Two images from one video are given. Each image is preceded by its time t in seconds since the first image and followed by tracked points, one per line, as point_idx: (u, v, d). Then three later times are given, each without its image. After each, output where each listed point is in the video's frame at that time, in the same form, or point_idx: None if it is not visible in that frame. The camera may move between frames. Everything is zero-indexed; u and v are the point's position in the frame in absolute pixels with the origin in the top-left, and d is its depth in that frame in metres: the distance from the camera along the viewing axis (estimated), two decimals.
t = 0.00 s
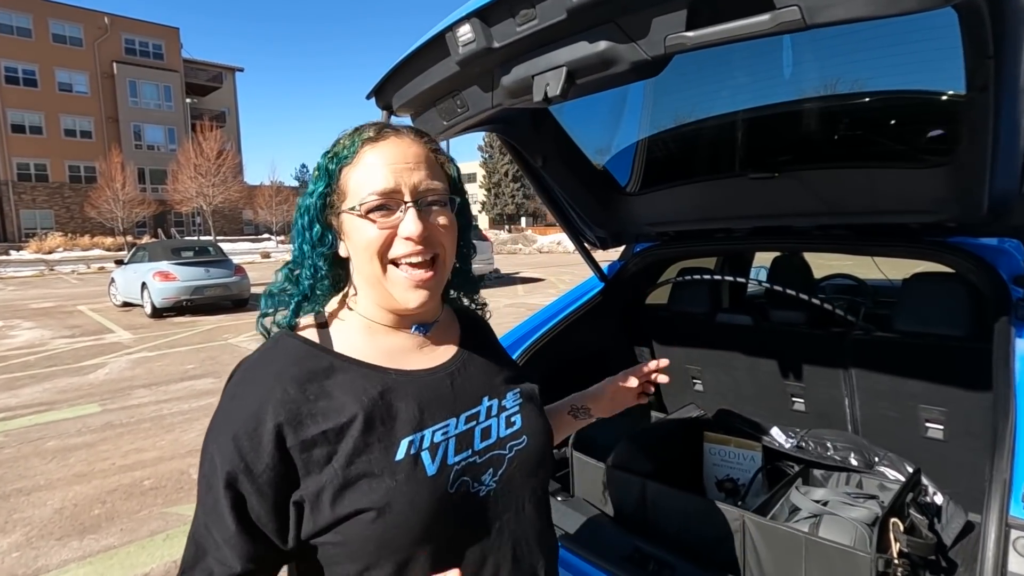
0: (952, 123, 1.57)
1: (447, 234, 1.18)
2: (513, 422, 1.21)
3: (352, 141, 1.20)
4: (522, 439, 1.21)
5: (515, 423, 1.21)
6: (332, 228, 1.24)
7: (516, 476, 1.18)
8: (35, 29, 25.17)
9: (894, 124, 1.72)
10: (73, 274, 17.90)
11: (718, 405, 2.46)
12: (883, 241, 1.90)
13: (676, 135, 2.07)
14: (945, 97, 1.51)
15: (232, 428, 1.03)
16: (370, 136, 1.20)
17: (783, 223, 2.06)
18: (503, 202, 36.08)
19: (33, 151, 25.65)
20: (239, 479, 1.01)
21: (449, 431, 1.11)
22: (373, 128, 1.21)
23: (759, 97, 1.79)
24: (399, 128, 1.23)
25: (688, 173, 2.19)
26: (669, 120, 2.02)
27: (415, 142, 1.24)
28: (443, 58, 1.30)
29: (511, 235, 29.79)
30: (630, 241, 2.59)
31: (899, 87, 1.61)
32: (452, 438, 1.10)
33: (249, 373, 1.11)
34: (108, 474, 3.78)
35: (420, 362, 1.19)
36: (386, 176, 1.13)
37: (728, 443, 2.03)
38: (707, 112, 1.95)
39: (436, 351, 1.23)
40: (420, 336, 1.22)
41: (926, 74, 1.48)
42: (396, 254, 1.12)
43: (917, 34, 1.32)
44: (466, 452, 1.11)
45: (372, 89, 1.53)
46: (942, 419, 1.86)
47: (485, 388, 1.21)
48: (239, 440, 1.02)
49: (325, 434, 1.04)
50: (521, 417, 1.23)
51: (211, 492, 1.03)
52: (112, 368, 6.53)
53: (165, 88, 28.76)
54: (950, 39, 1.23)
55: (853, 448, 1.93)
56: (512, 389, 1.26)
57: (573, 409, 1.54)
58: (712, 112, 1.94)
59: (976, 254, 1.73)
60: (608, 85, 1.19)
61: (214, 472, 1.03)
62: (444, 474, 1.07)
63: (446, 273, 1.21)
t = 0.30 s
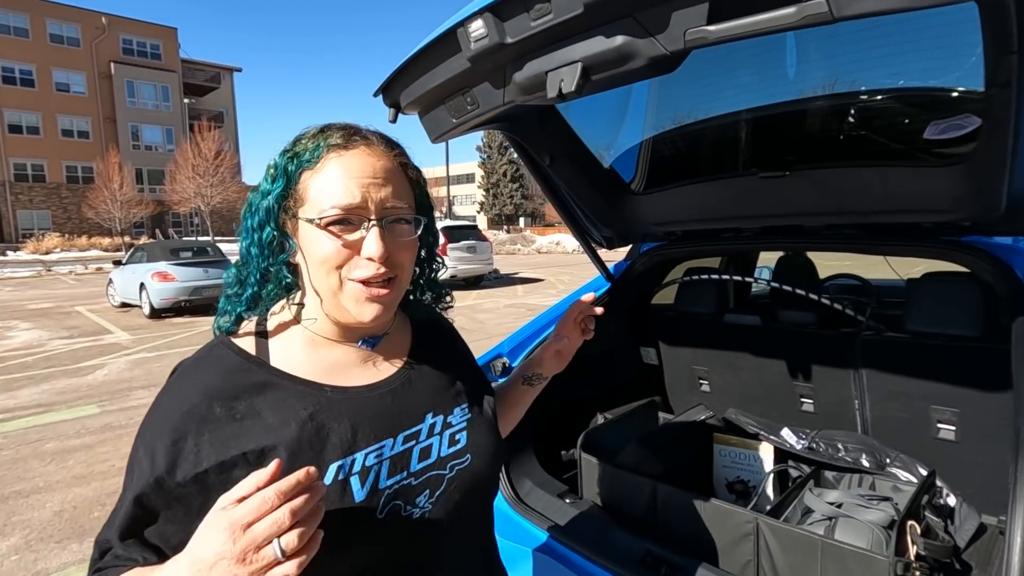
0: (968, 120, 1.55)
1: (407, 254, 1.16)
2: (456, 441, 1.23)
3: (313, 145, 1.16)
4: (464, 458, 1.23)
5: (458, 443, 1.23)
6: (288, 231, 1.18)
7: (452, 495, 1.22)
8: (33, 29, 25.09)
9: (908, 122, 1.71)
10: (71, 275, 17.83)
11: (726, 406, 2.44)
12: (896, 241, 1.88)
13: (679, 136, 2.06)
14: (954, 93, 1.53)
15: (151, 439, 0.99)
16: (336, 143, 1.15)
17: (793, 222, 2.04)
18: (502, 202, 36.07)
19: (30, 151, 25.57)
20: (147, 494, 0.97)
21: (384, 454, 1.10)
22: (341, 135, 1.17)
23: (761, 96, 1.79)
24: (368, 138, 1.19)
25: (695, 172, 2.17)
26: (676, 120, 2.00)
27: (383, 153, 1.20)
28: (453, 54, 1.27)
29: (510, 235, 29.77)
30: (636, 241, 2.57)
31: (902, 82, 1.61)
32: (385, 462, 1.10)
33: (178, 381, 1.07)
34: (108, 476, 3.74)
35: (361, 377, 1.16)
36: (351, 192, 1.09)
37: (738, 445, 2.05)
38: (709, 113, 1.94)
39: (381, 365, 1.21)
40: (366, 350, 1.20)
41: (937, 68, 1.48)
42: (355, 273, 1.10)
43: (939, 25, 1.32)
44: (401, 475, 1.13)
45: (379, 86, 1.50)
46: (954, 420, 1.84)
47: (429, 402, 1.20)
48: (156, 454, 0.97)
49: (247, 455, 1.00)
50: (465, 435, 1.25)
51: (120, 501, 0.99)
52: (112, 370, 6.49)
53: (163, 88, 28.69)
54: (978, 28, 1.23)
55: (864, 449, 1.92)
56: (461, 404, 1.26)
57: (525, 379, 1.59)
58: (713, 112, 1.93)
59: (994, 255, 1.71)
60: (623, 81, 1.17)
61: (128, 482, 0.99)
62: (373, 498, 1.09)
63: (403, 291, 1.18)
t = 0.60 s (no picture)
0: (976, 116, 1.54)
1: (342, 233, 1.10)
2: (432, 440, 1.18)
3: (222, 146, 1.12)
4: (440, 456, 1.18)
5: (435, 441, 1.18)
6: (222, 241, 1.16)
7: (427, 494, 1.16)
8: (29, 29, 24.96)
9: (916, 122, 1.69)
10: (67, 275, 17.74)
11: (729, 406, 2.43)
12: (902, 241, 1.89)
13: (680, 134, 2.04)
14: (960, 90, 1.52)
15: (126, 452, 0.96)
16: (238, 141, 1.11)
17: (799, 221, 2.02)
18: (500, 202, 36.05)
19: (26, 151, 25.46)
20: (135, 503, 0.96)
21: (356, 455, 1.06)
22: (242, 131, 1.12)
23: (763, 96, 1.77)
24: (274, 128, 1.14)
25: (697, 171, 2.16)
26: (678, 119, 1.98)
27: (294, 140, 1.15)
28: (456, 50, 1.25)
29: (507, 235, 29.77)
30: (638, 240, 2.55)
31: (902, 82, 1.60)
32: (357, 462, 1.06)
33: (144, 390, 1.02)
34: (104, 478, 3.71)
35: (334, 377, 1.12)
36: (262, 183, 1.05)
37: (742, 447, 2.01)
38: (710, 113, 1.91)
39: (352, 363, 1.17)
40: (336, 346, 1.15)
41: (942, 64, 1.47)
42: (287, 266, 1.04)
43: (948, 23, 1.30)
44: (373, 475, 1.07)
45: (379, 83, 1.48)
46: (960, 421, 1.83)
47: (405, 401, 1.16)
48: (134, 464, 0.95)
49: (221, 460, 0.98)
50: (444, 433, 1.20)
51: (105, 511, 0.98)
52: (108, 370, 6.45)
53: (160, 88, 28.59)
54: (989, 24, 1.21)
55: (869, 451, 1.90)
56: (437, 401, 1.22)
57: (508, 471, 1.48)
58: (713, 112, 1.91)
59: (1005, 254, 1.71)
60: (629, 77, 1.14)
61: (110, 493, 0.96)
62: (343, 501, 1.04)
63: (352, 275, 1.13)
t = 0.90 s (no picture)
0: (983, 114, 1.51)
1: (353, 230, 1.10)
2: (438, 430, 1.14)
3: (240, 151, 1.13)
4: (447, 447, 1.14)
5: (441, 431, 1.14)
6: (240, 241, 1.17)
7: (432, 484, 1.12)
8: (24, 28, 24.84)
9: (917, 121, 1.67)
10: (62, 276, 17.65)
11: (729, 408, 2.40)
12: (904, 240, 1.88)
13: (679, 134, 2.02)
14: (961, 89, 1.50)
15: (150, 421, 0.98)
16: (252, 147, 1.12)
17: (801, 221, 2.00)
18: (497, 202, 36.02)
19: (21, 151, 25.34)
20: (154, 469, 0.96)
21: (359, 437, 1.04)
22: (257, 138, 1.13)
23: (762, 94, 1.75)
24: (284, 132, 1.15)
25: (697, 170, 2.13)
26: (676, 119, 1.96)
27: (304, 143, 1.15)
28: (452, 45, 1.22)
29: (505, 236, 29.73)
30: (637, 240, 2.53)
31: (901, 84, 1.58)
32: (361, 444, 1.04)
33: (175, 373, 1.06)
34: (98, 480, 3.67)
35: (346, 363, 1.12)
36: (272, 183, 1.06)
37: (745, 449, 1.97)
38: (709, 112, 1.89)
39: (368, 349, 1.16)
40: (351, 338, 1.15)
41: (942, 63, 1.45)
42: (298, 261, 1.05)
43: (950, 20, 1.28)
44: (376, 459, 1.05)
45: (374, 81, 1.45)
46: (962, 423, 1.81)
47: (410, 392, 1.13)
48: (157, 431, 0.97)
49: (236, 435, 0.98)
50: (450, 425, 1.16)
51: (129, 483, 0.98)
52: (102, 372, 6.40)
53: (156, 88, 28.49)
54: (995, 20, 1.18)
55: (871, 454, 1.86)
56: (447, 394, 1.18)
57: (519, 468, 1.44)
58: (712, 112, 1.88)
59: (1010, 255, 1.75)
60: (629, 74, 1.12)
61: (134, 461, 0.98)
62: (345, 480, 1.02)
63: (363, 271, 1.13)
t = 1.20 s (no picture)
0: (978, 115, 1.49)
1: (424, 242, 1.21)
2: (495, 412, 1.22)
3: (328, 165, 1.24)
4: (505, 428, 1.23)
5: (497, 413, 1.22)
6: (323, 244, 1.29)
7: (492, 462, 1.20)
8: (18, 27, 24.72)
9: (913, 121, 1.65)
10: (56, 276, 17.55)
11: (725, 410, 2.39)
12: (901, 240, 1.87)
13: (675, 133, 2.00)
14: (957, 88, 1.49)
15: (248, 405, 1.09)
16: (340, 163, 1.24)
17: (797, 221, 1.99)
18: (494, 203, 35.99)
19: (15, 151, 25.22)
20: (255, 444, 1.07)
21: (429, 417, 1.14)
22: (344, 154, 1.25)
23: (757, 93, 1.74)
24: (365, 151, 1.26)
25: (693, 171, 2.12)
26: (671, 119, 1.94)
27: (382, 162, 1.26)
28: (444, 43, 1.20)
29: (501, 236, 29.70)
30: (632, 241, 2.51)
31: (897, 83, 1.56)
32: (431, 423, 1.14)
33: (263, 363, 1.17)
34: (90, 483, 3.63)
35: (413, 354, 1.22)
36: (356, 197, 1.17)
37: (740, 452, 1.93)
38: (704, 112, 1.87)
39: (431, 342, 1.26)
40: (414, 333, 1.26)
41: (939, 62, 1.44)
42: (375, 265, 1.16)
43: (949, 18, 1.27)
44: (444, 436, 1.15)
45: (365, 78, 1.43)
46: (960, 425, 1.79)
47: (471, 378, 1.23)
48: (258, 412, 1.08)
49: (324, 415, 1.09)
50: (506, 407, 1.25)
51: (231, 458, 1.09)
52: (96, 373, 6.35)
53: (152, 88, 28.39)
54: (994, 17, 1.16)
55: (868, 456, 1.87)
56: (501, 381, 1.27)
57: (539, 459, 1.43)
58: (708, 112, 1.87)
59: (1008, 255, 1.75)
60: (623, 72, 1.10)
61: (235, 440, 1.08)
62: (419, 453, 1.12)
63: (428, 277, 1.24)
